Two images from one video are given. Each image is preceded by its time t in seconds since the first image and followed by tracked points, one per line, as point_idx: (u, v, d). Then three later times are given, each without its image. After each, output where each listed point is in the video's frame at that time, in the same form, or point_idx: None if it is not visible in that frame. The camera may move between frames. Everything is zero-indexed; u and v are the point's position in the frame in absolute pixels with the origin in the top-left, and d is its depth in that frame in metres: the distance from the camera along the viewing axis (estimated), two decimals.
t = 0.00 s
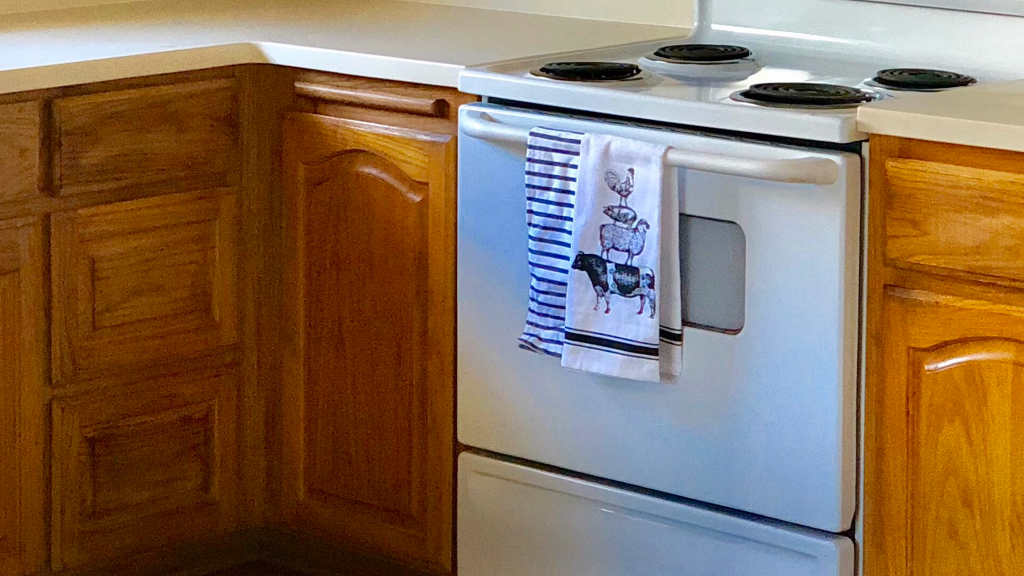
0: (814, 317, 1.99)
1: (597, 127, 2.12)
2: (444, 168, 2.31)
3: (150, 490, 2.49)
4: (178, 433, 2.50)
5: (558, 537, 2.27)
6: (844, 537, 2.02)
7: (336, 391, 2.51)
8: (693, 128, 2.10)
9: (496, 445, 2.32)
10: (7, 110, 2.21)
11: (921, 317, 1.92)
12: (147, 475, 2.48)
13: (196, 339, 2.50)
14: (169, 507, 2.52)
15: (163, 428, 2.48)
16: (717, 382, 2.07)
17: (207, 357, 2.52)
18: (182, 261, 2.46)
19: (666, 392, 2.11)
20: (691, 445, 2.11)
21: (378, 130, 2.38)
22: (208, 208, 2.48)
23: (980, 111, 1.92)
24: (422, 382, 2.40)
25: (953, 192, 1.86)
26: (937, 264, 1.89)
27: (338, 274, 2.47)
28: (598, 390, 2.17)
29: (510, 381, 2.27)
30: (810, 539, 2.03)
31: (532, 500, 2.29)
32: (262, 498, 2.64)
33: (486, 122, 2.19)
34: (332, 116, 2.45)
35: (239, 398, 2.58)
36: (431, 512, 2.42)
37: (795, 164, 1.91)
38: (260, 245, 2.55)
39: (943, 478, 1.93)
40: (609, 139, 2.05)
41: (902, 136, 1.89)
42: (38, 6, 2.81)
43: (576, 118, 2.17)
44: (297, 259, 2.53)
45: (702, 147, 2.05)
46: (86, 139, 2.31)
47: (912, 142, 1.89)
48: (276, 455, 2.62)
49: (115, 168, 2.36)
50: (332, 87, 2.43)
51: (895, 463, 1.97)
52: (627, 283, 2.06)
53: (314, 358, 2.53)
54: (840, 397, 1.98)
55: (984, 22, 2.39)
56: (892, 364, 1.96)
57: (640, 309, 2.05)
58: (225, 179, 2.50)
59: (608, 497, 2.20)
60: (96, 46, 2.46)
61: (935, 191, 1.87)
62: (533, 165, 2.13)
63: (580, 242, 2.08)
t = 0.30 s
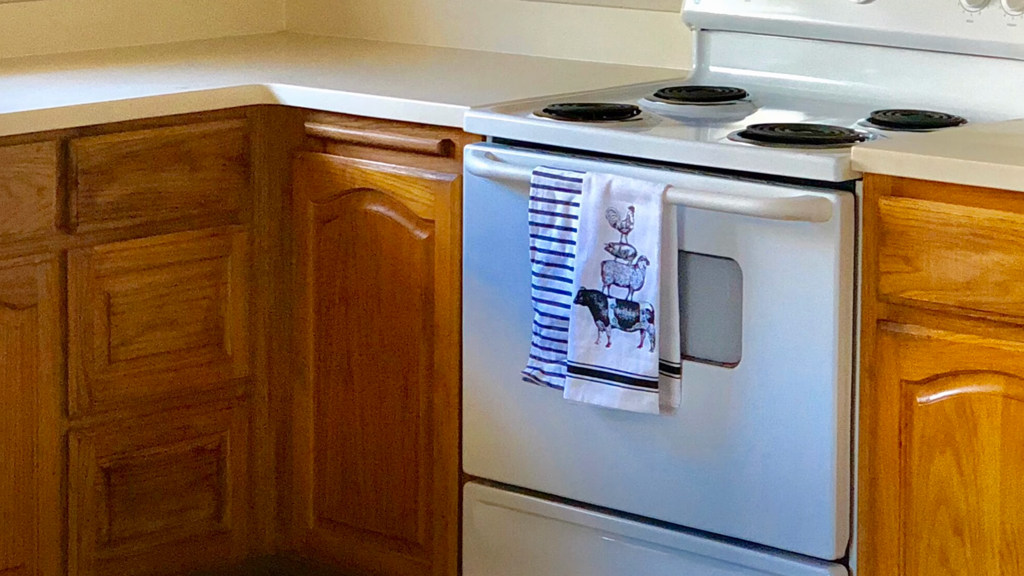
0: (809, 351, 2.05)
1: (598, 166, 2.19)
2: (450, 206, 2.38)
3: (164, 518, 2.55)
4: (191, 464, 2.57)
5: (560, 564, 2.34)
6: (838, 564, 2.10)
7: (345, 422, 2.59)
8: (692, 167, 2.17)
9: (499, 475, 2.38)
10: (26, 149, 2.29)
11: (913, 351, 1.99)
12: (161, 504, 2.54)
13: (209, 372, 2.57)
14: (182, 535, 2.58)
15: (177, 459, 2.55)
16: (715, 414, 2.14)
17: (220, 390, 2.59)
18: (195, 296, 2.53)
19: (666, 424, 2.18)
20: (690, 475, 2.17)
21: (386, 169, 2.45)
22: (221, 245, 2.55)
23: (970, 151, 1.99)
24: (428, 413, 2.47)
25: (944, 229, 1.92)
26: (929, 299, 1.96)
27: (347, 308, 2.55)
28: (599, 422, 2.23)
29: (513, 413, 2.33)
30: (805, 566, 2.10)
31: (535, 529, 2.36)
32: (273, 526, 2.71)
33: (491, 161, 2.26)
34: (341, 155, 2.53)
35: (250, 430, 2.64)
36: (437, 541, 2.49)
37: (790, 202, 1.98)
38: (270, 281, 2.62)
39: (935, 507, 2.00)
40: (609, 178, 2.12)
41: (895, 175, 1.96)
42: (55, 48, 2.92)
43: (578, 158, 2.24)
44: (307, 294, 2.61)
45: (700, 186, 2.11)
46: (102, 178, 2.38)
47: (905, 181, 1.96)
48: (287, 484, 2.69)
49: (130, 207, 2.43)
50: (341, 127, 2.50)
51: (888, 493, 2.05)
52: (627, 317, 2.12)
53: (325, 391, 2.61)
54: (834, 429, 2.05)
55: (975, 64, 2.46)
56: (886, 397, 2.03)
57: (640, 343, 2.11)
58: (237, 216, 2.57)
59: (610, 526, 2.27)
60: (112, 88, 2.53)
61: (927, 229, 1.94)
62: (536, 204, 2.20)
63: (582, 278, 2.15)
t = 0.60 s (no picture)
0: (804, 384, 2.12)
1: (600, 206, 2.26)
2: (455, 244, 2.45)
3: (178, 548, 2.62)
4: (203, 494, 2.64)
5: None
6: None
7: (354, 455, 2.66)
8: (690, 206, 2.24)
9: (504, 505, 2.45)
10: (44, 189, 2.36)
11: (906, 385, 2.06)
12: (174, 533, 2.61)
13: (222, 406, 2.64)
14: (195, 564, 2.65)
15: (190, 489, 2.62)
16: (714, 446, 2.21)
17: (232, 423, 2.66)
18: (208, 331, 2.60)
19: (665, 455, 2.25)
20: (689, 505, 2.24)
21: (393, 209, 2.53)
22: (233, 281, 2.62)
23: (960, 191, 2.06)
24: (433, 444, 2.55)
25: (936, 266, 2.00)
26: (921, 334, 2.03)
27: (356, 343, 2.63)
28: (601, 453, 2.30)
29: (517, 445, 2.40)
30: None
31: (538, 557, 2.43)
32: (283, 555, 2.78)
33: (495, 200, 2.33)
34: (350, 194, 2.61)
35: (261, 462, 2.72)
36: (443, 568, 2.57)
37: (786, 240, 2.05)
38: (281, 316, 2.70)
39: (926, 536, 2.07)
40: (610, 217, 2.19)
41: (887, 214, 2.03)
42: (72, 91, 3.00)
43: (580, 197, 2.31)
44: (317, 329, 2.69)
45: (698, 224, 2.19)
46: (118, 217, 2.46)
47: (897, 220, 2.03)
48: (297, 514, 2.77)
49: (145, 245, 2.50)
50: (350, 167, 2.58)
51: (881, 522, 2.11)
52: (627, 352, 2.19)
53: (334, 424, 2.69)
54: (828, 460, 2.12)
55: (965, 106, 2.54)
56: (879, 429, 2.10)
57: (640, 377, 2.18)
58: (249, 254, 2.64)
59: (611, 554, 2.34)
60: (128, 129, 2.61)
61: (919, 266, 2.01)
62: (539, 242, 2.27)
63: (584, 313, 2.22)
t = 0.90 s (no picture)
0: (799, 418, 2.19)
1: (601, 245, 2.34)
2: (461, 282, 2.53)
3: None
4: (216, 524, 2.72)
5: None
6: None
7: (363, 487, 2.74)
8: (689, 246, 2.32)
9: (508, 535, 2.53)
10: (62, 229, 2.44)
11: (897, 419, 2.14)
12: (189, 563, 2.69)
13: (234, 438, 2.72)
14: None
15: (203, 519, 2.70)
16: (712, 477, 2.28)
17: (244, 455, 2.75)
18: (221, 366, 2.68)
19: (665, 487, 2.32)
20: (688, 535, 2.31)
21: (401, 247, 2.61)
22: (245, 318, 2.70)
23: (949, 231, 2.15)
24: (439, 476, 2.62)
25: (927, 303, 2.08)
26: (912, 369, 2.11)
27: (364, 378, 2.70)
28: (603, 485, 2.38)
29: (521, 476, 2.47)
30: None
31: None
32: None
33: (500, 240, 2.41)
34: (359, 234, 2.69)
35: (273, 493, 2.80)
36: None
37: (781, 278, 2.13)
38: (292, 353, 2.78)
39: (917, 565, 2.15)
40: (611, 256, 2.27)
41: (880, 253, 2.11)
42: (90, 133, 3.12)
43: (582, 237, 2.39)
44: (327, 364, 2.76)
45: (697, 263, 2.26)
46: (134, 256, 2.54)
47: (890, 258, 2.11)
48: (307, 543, 2.85)
49: (160, 283, 2.58)
50: (359, 207, 2.66)
51: (874, 552, 2.19)
52: (628, 387, 2.26)
53: (343, 457, 2.76)
54: (823, 491, 2.19)
55: (955, 148, 2.62)
56: (871, 462, 2.18)
57: (641, 411, 2.25)
58: (261, 291, 2.72)
59: None
60: (143, 171, 2.69)
61: (911, 303, 2.09)
62: (542, 280, 2.35)
63: (586, 349, 2.29)
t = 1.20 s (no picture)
0: (794, 451, 2.27)
1: (603, 284, 2.43)
2: (467, 319, 2.62)
3: None
4: (230, 555, 2.81)
5: None
6: None
7: (372, 519, 2.82)
8: (687, 285, 2.40)
9: (512, 565, 2.60)
10: (80, 269, 2.53)
11: (889, 452, 2.22)
12: None
13: (248, 471, 2.80)
14: None
15: (217, 550, 2.78)
16: (710, 509, 2.36)
17: (257, 487, 2.83)
18: (235, 402, 2.77)
19: (665, 519, 2.39)
20: (687, 565, 2.39)
21: (408, 286, 2.70)
22: (258, 355, 2.79)
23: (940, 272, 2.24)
24: (446, 508, 2.70)
25: (918, 340, 2.17)
26: (904, 404, 2.19)
27: (373, 414, 2.79)
28: (605, 517, 2.45)
29: (525, 509, 2.55)
30: None
31: None
32: None
33: (505, 279, 2.49)
34: (368, 273, 2.77)
35: (285, 525, 2.89)
36: None
37: (777, 316, 2.21)
38: (303, 389, 2.86)
39: None
40: (612, 294, 2.36)
41: (873, 292, 2.20)
42: (107, 176, 3.22)
43: (584, 276, 2.47)
44: (336, 400, 2.85)
45: (695, 301, 2.34)
46: (150, 295, 2.62)
47: (882, 297, 2.20)
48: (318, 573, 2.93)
49: (175, 320, 2.67)
50: (368, 248, 2.75)
51: None
52: (629, 422, 2.34)
53: (353, 490, 2.85)
54: (818, 523, 2.26)
55: (946, 191, 2.71)
56: (865, 495, 2.26)
57: (641, 445, 2.33)
58: (273, 329, 2.81)
59: None
60: (159, 212, 2.78)
61: (903, 340, 2.18)
62: (545, 317, 2.43)
63: (588, 385, 2.37)
